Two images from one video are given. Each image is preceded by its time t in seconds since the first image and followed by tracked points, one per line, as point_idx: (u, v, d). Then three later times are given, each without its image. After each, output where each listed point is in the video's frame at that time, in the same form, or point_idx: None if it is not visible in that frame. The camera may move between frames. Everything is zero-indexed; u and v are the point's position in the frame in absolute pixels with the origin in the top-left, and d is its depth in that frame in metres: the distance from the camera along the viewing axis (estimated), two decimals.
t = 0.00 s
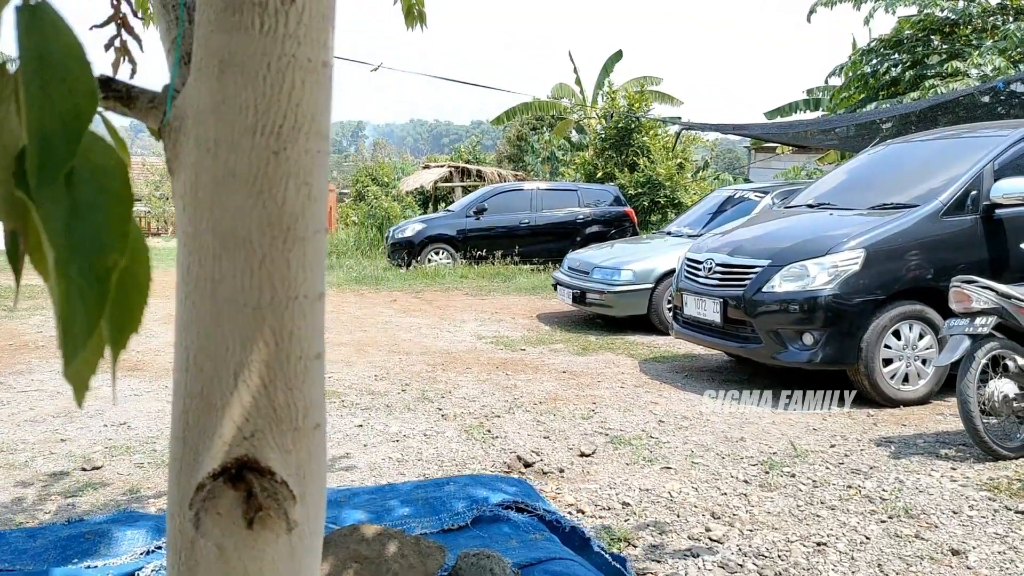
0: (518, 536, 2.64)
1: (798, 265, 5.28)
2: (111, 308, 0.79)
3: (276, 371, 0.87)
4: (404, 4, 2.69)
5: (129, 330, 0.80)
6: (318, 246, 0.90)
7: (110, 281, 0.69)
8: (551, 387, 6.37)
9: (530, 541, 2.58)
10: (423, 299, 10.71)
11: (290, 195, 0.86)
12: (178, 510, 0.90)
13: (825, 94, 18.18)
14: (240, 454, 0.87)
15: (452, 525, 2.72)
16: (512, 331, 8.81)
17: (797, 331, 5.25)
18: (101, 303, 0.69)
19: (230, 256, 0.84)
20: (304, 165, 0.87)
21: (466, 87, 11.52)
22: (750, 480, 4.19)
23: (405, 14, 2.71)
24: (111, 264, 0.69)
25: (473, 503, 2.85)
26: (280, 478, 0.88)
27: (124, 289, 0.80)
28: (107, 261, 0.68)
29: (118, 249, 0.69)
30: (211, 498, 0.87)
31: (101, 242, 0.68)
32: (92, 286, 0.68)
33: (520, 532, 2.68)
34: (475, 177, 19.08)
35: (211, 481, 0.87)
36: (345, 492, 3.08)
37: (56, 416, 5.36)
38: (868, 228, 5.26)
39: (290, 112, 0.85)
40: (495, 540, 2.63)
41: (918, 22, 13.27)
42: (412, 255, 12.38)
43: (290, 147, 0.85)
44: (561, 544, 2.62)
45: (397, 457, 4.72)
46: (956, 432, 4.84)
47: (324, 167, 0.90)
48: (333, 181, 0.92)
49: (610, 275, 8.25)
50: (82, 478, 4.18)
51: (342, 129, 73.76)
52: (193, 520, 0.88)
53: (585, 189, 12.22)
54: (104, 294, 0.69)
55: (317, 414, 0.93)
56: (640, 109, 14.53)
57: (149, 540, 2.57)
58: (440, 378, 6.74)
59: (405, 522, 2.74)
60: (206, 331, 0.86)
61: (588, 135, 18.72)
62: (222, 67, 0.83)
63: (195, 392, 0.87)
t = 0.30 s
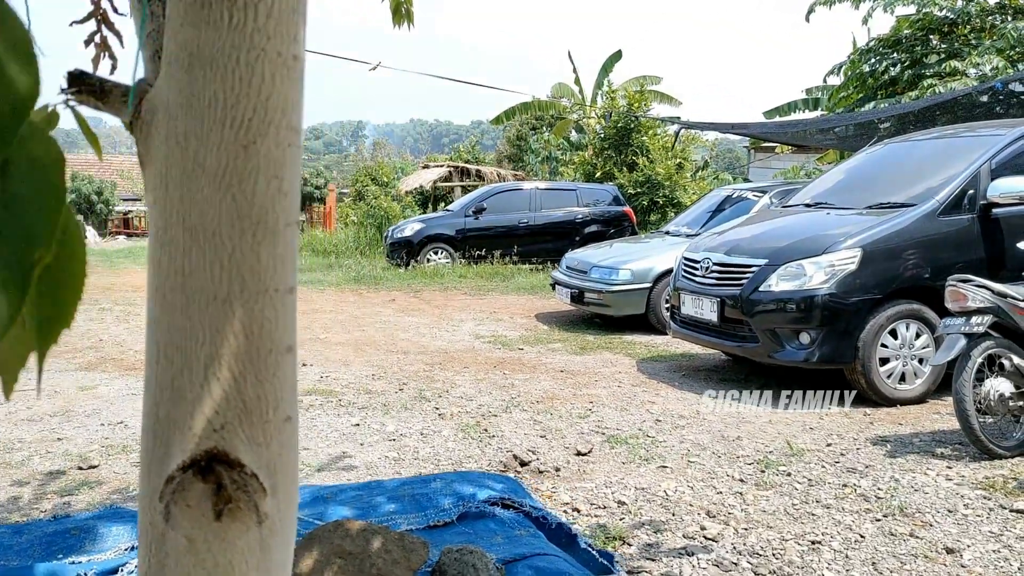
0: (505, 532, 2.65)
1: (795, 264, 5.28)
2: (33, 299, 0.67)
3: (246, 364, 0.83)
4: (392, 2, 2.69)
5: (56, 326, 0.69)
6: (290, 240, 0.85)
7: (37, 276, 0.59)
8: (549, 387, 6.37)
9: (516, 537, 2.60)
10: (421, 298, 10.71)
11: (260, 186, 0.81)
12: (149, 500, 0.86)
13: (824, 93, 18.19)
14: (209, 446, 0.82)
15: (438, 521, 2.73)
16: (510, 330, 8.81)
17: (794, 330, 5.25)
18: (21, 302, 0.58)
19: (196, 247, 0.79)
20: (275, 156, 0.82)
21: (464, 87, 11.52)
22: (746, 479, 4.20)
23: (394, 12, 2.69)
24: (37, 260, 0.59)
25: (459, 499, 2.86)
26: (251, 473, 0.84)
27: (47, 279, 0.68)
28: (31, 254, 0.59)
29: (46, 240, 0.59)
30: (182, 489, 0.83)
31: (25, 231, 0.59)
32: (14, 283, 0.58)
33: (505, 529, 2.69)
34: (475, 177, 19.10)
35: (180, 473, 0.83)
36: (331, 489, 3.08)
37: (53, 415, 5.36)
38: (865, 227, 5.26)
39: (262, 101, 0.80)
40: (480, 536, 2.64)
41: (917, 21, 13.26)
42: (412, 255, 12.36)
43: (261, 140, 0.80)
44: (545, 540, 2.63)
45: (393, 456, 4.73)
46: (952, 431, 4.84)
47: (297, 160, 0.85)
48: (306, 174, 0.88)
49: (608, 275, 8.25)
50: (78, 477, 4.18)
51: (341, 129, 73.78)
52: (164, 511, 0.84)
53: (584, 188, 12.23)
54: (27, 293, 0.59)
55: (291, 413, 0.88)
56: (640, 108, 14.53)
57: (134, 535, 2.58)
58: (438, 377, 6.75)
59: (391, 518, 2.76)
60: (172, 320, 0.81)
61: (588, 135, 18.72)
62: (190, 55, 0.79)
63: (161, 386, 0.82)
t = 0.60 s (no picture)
0: (487, 526, 2.65)
1: (791, 261, 5.29)
2: None
3: (209, 352, 0.90)
4: None
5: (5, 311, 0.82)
6: (255, 228, 0.93)
7: None
8: (546, 384, 6.37)
9: (498, 531, 2.60)
10: (419, 295, 10.71)
11: (221, 179, 0.89)
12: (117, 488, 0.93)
13: (823, 90, 18.18)
14: (173, 435, 0.90)
15: (421, 515, 2.73)
16: (508, 327, 8.81)
17: (790, 327, 5.25)
18: None
19: (161, 239, 0.88)
20: (236, 150, 0.90)
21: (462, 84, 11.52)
22: (742, 475, 4.20)
23: (389, 8, 2.65)
24: None
25: (442, 493, 2.85)
26: (215, 464, 0.91)
27: None
28: None
29: None
30: (145, 481, 0.90)
31: None
32: None
33: (488, 522, 2.69)
34: (475, 174, 19.08)
35: (143, 463, 0.90)
36: (314, 483, 3.08)
37: (50, 412, 5.36)
38: (861, 224, 5.27)
39: (223, 100, 0.89)
40: (463, 530, 2.64)
41: (916, 18, 13.23)
42: (411, 252, 12.30)
43: (223, 132, 0.89)
44: (528, 534, 2.63)
45: (390, 452, 4.73)
46: (948, 428, 4.85)
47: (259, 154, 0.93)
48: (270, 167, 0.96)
49: (606, 272, 8.25)
50: (74, 474, 4.18)
51: (341, 127, 73.77)
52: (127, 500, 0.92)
53: (584, 185, 12.27)
54: None
55: (256, 395, 0.95)
56: (639, 106, 14.52)
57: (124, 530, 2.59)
58: (436, 374, 6.75)
59: (374, 512, 2.75)
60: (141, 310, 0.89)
61: (587, 132, 18.70)
62: (155, 51, 0.87)
63: (131, 371, 0.90)
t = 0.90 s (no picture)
0: (471, 524, 2.65)
1: (787, 259, 5.29)
2: None
3: (176, 350, 1.08)
4: None
5: None
6: (223, 228, 1.12)
7: None
8: (542, 382, 6.38)
9: (482, 529, 2.60)
10: (417, 294, 10.71)
11: (188, 176, 1.07)
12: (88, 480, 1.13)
13: (821, 89, 18.16)
14: (140, 432, 1.08)
15: (405, 514, 2.73)
16: (506, 326, 8.81)
17: (787, 325, 5.26)
18: None
19: (134, 239, 1.06)
20: (202, 150, 1.08)
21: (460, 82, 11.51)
22: (737, 474, 4.20)
23: (393, 9, 2.62)
24: None
25: (428, 491, 2.86)
26: (180, 460, 1.10)
27: None
28: None
29: None
30: (112, 476, 1.09)
31: None
32: None
33: (471, 519, 2.69)
34: (474, 173, 19.05)
35: (110, 460, 1.09)
36: (300, 480, 3.06)
37: (47, 411, 5.36)
38: (857, 222, 5.28)
39: (191, 107, 1.07)
40: (447, 528, 2.64)
41: (915, 17, 13.21)
42: (410, 251, 12.31)
43: (188, 128, 1.07)
44: (512, 532, 2.64)
45: (385, 451, 4.72)
46: (944, 426, 4.85)
47: (224, 156, 1.11)
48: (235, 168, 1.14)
49: (603, 271, 8.25)
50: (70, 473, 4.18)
51: (339, 127, 73.68)
52: (93, 497, 1.11)
53: (583, 184, 12.30)
54: None
55: (225, 392, 1.14)
56: (638, 105, 14.51)
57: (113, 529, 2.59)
58: (432, 372, 6.74)
59: (358, 510, 2.76)
60: (114, 309, 1.07)
61: (586, 131, 18.68)
62: (121, 48, 1.05)
63: (99, 369, 1.09)
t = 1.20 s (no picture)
0: (456, 517, 2.66)
1: (784, 256, 5.30)
2: None
3: (144, 340, 1.13)
4: None
5: None
6: (192, 216, 1.15)
7: None
8: (540, 378, 6.38)
9: (466, 522, 2.62)
10: (415, 291, 10.71)
11: (155, 165, 1.11)
12: (58, 475, 1.18)
13: (820, 85, 18.16)
14: (108, 422, 1.13)
15: (391, 506, 2.74)
16: (504, 323, 8.81)
17: (784, 321, 5.26)
18: None
19: (102, 228, 1.10)
20: (169, 139, 1.12)
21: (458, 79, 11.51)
22: (732, 469, 4.20)
23: (382, 4, 2.61)
24: None
25: (415, 484, 2.86)
26: (149, 449, 1.14)
27: None
28: None
29: None
30: (80, 465, 1.14)
31: None
32: None
33: (456, 513, 2.70)
34: (473, 170, 19.05)
35: (79, 450, 1.13)
36: (287, 474, 3.05)
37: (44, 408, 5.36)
38: (853, 218, 5.28)
39: (158, 96, 1.11)
40: (433, 521, 2.65)
41: (912, 13, 13.20)
42: (409, 248, 12.31)
43: (155, 117, 1.11)
44: (497, 525, 2.65)
45: (382, 447, 4.73)
46: (940, 422, 4.85)
47: (192, 146, 1.15)
48: (205, 158, 1.18)
49: (602, 267, 8.24)
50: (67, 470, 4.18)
51: (339, 125, 73.67)
52: (63, 487, 1.16)
53: (582, 181, 12.29)
54: None
55: (195, 382, 1.19)
56: (636, 102, 14.49)
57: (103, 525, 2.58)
58: (430, 369, 6.75)
59: (344, 503, 2.76)
60: (83, 299, 1.11)
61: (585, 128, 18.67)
62: (87, 37, 1.09)
63: (67, 360, 1.14)
